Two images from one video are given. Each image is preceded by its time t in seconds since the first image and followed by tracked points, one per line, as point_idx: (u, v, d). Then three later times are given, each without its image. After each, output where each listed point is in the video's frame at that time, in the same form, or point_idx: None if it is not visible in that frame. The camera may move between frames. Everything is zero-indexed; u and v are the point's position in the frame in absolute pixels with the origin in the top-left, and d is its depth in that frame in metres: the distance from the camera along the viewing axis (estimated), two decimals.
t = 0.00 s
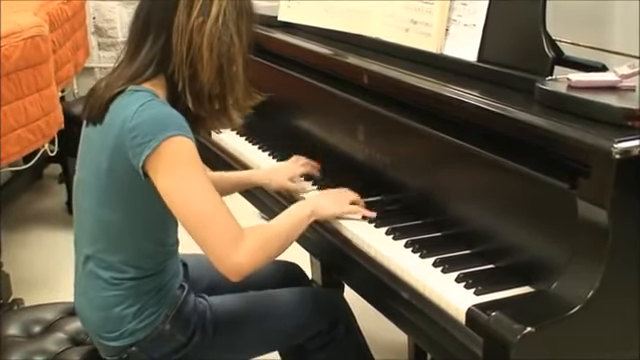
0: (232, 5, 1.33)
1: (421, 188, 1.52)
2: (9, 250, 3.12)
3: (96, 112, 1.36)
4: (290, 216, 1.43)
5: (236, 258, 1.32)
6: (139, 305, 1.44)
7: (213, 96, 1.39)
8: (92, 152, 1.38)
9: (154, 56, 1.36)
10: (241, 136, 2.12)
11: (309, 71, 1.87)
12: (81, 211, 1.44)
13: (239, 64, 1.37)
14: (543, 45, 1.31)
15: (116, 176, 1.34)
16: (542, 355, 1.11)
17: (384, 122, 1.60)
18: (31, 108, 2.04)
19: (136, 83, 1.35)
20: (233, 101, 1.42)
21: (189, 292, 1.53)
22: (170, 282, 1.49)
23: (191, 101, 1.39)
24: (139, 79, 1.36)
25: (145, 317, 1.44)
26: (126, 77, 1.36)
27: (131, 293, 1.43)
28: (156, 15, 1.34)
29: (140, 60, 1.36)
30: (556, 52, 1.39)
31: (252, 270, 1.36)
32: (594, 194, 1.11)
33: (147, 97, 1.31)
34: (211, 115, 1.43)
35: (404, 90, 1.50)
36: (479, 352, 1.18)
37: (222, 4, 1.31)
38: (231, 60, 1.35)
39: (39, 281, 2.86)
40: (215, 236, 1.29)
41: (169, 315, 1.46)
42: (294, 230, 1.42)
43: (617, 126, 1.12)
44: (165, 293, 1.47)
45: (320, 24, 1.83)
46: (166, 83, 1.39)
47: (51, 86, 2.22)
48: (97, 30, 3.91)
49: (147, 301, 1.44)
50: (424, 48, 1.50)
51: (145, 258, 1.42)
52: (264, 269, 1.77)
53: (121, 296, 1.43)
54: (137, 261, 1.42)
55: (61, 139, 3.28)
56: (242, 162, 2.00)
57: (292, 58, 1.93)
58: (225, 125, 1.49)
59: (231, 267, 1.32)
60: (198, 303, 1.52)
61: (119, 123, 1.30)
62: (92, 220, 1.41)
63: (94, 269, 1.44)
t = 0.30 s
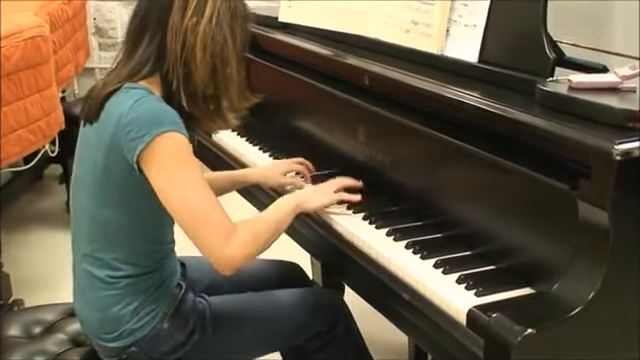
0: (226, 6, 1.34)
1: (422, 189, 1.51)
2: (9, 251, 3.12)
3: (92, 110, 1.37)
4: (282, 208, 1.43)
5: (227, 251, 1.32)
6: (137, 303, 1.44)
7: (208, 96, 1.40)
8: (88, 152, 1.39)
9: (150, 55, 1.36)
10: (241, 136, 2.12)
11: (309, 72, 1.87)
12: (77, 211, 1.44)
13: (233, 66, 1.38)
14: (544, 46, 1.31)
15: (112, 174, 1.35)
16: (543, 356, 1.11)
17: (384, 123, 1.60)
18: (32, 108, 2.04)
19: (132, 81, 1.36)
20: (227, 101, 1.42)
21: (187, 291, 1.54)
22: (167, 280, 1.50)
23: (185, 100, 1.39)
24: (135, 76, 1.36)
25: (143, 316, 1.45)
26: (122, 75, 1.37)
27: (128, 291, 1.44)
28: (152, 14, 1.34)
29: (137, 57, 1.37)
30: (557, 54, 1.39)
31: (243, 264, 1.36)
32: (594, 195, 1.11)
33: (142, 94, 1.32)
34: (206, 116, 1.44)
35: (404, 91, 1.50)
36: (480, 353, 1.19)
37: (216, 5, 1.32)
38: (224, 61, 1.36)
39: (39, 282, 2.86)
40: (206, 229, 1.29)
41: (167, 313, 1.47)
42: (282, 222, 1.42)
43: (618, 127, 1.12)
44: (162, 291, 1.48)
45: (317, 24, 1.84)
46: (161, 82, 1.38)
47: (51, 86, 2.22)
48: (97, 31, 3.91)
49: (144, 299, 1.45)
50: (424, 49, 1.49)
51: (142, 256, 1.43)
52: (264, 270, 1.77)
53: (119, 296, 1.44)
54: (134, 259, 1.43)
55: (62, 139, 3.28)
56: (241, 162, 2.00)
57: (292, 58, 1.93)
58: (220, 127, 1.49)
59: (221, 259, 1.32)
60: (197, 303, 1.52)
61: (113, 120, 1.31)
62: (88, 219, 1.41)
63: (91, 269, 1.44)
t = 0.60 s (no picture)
0: (220, 8, 1.35)
1: (421, 191, 1.51)
2: (9, 251, 3.12)
3: (87, 109, 1.39)
4: (276, 201, 1.46)
5: (220, 243, 1.36)
6: (133, 303, 1.45)
7: (202, 97, 1.40)
8: (83, 152, 1.40)
9: (145, 55, 1.37)
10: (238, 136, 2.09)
11: (308, 73, 1.87)
12: (72, 212, 1.45)
13: (226, 67, 1.38)
14: (542, 45, 1.32)
15: (107, 173, 1.36)
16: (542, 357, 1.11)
17: (384, 124, 1.60)
18: (32, 109, 2.04)
19: (126, 80, 1.37)
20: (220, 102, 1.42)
21: (184, 292, 1.53)
22: (164, 279, 1.50)
23: (179, 102, 1.39)
24: (128, 76, 1.37)
25: (140, 315, 1.45)
26: (117, 75, 1.38)
27: (125, 291, 1.45)
28: (147, 15, 1.36)
29: (131, 58, 1.38)
30: (556, 55, 1.40)
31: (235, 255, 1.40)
32: (593, 197, 1.11)
33: (135, 91, 1.33)
34: (199, 118, 1.43)
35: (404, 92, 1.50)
36: (479, 354, 1.19)
37: (211, 7, 1.33)
38: (218, 63, 1.36)
39: (38, 282, 2.86)
40: (200, 223, 1.32)
41: (163, 312, 1.46)
42: (279, 213, 1.45)
43: (617, 129, 1.12)
44: (158, 290, 1.48)
45: (315, 25, 1.84)
46: (155, 82, 1.39)
47: (51, 87, 2.22)
48: (97, 31, 3.91)
49: (141, 298, 1.45)
50: (422, 50, 1.49)
51: (138, 253, 1.44)
52: (263, 271, 1.76)
53: (115, 295, 1.44)
54: (129, 257, 1.44)
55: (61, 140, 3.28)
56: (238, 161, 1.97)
57: (289, 58, 1.94)
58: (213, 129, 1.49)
59: (215, 251, 1.36)
60: (194, 303, 1.52)
61: (108, 118, 1.33)
62: (82, 218, 1.42)
63: (87, 269, 1.45)
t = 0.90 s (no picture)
0: (212, 10, 1.36)
1: (419, 192, 1.51)
2: (8, 252, 3.12)
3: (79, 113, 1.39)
4: (282, 204, 1.45)
5: (220, 240, 1.35)
6: (131, 303, 1.45)
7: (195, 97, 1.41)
8: (77, 153, 1.41)
9: (137, 56, 1.37)
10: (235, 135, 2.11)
11: (308, 74, 1.87)
12: (66, 213, 1.45)
13: (217, 67, 1.40)
14: (542, 50, 1.32)
15: (102, 173, 1.37)
16: None
17: (383, 125, 1.60)
18: (31, 110, 2.04)
19: (120, 79, 1.37)
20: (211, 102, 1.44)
21: (181, 291, 1.52)
22: (161, 279, 1.50)
23: (174, 101, 1.40)
24: (122, 76, 1.37)
25: (138, 315, 1.45)
26: (108, 77, 1.38)
27: (122, 291, 1.44)
28: (140, 17, 1.36)
29: (123, 59, 1.38)
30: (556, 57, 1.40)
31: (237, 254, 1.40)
32: (593, 198, 1.11)
33: (128, 91, 1.34)
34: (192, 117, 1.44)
35: (404, 93, 1.50)
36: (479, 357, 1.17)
37: (203, 9, 1.35)
38: (210, 63, 1.38)
39: (38, 283, 2.86)
40: (198, 222, 1.32)
41: (161, 312, 1.46)
42: (286, 214, 1.45)
43: (616, 131, 1.12)
44: (155, 289, 1.48)
45: (314, 26, 1.83)
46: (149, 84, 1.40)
47: (51, 88, 2.22)
48: (97, 32, 3.91)
49: (138, 298, 1.45)
50: (424, 53, 1.49)
51: (133, 253, 1.44)
52: (262, 272, 1.77)
53: (113, 296, 1.44)
54: (125, 256, 1.44)
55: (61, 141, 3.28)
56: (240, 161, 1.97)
57: (288, 59, 1.96)
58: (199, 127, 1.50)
59: (215, 249, 1.36)
60: (193, 302, 1.51)
61: (101, 118, 1.33)
62: (77, 219, 1.42)
63: (83, 270, 1.45)
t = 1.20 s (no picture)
0: (219, 18, 1.36)
1: (419, 193, 1.52)
2: (8, 253, 3.12)
3: (82, 115, 1.39)
4: (289, 198, 1.45)
5: (235, 235, 1.36)
6: (130, 303, 1.45)
7: (200, 103, 1.41)
8: (78, 153, 1.41)
9: (143, 61, 1.38)
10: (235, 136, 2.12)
11: (308, 75, 1.87)
12: (66, 213, 1.45)
13: (225, 73, 1.40)
14: (542, 51, 1.32)
15: (104, 174, 1.37)
16: None
17: (383, 126, 1.60)
18: (32, 111, 2.04)
19: (124, 83, 1.37)
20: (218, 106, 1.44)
21: (181, 293, 1.51)
22: (161, 280, 1.50)
23: (179, 108, 1.40)
24: (127, 80, 1.38)
25: (137, 316, 1.45)
26: (113, 80, 1.38)
27: (121, 292, 1.44)
28: (146, 22, 1.35)
29: (128, 63, 1.38)
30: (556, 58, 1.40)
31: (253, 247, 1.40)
32: (592, 198, 1.11)
33: (134, 94, 1.34)
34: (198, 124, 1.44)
35: (404, 93, 1.50)
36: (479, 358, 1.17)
37: (211, 17, 1.34)
38: (218, 70, 1.38)
39: (38, 284, 2.86)
40: (210, 220, 1.33)
41: (161, 313, 1.46)
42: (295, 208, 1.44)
43: (616, 131, 1.12)
44: (154, 290, 1.48)
45: (313, 27, 1.83)
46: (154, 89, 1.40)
47: (51, 88, 2.22)
48: (97, 33, 3.91)
49: (138, 299, 1.45)
50: (424, 53, 1.49)
51: (134, 254, 1.44)
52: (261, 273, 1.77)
53: (112, 297, 1.44)
54: (126, 258, 1.44)
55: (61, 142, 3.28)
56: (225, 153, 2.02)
57: (288, 60, 1.95)
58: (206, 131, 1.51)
59: (231, 244, 1.36)
60: (193, 303, 1.51)
61: (105, 120, 1.33)
62: (78, 219, 1.42)
63: (83, 270, 1.45)
